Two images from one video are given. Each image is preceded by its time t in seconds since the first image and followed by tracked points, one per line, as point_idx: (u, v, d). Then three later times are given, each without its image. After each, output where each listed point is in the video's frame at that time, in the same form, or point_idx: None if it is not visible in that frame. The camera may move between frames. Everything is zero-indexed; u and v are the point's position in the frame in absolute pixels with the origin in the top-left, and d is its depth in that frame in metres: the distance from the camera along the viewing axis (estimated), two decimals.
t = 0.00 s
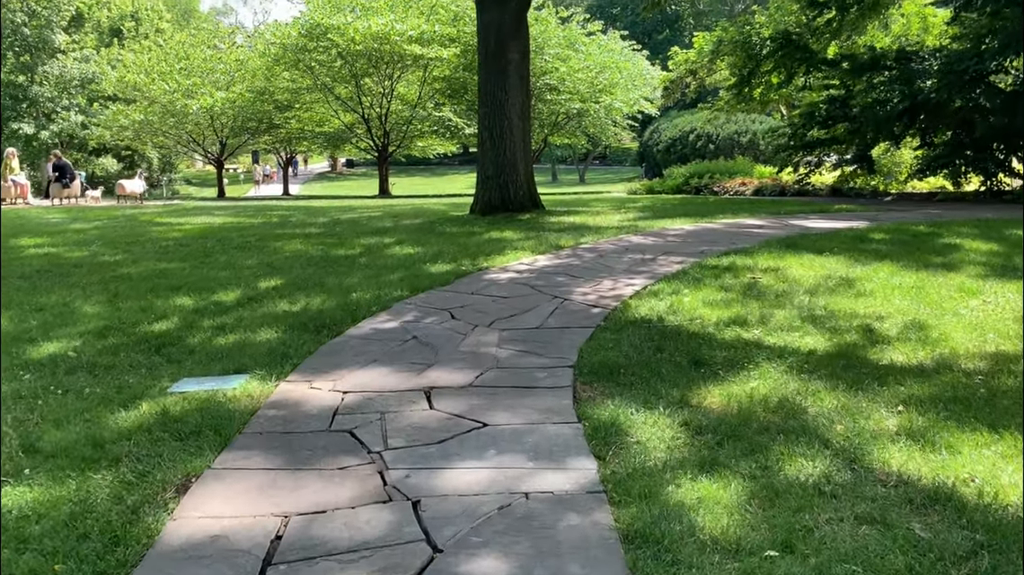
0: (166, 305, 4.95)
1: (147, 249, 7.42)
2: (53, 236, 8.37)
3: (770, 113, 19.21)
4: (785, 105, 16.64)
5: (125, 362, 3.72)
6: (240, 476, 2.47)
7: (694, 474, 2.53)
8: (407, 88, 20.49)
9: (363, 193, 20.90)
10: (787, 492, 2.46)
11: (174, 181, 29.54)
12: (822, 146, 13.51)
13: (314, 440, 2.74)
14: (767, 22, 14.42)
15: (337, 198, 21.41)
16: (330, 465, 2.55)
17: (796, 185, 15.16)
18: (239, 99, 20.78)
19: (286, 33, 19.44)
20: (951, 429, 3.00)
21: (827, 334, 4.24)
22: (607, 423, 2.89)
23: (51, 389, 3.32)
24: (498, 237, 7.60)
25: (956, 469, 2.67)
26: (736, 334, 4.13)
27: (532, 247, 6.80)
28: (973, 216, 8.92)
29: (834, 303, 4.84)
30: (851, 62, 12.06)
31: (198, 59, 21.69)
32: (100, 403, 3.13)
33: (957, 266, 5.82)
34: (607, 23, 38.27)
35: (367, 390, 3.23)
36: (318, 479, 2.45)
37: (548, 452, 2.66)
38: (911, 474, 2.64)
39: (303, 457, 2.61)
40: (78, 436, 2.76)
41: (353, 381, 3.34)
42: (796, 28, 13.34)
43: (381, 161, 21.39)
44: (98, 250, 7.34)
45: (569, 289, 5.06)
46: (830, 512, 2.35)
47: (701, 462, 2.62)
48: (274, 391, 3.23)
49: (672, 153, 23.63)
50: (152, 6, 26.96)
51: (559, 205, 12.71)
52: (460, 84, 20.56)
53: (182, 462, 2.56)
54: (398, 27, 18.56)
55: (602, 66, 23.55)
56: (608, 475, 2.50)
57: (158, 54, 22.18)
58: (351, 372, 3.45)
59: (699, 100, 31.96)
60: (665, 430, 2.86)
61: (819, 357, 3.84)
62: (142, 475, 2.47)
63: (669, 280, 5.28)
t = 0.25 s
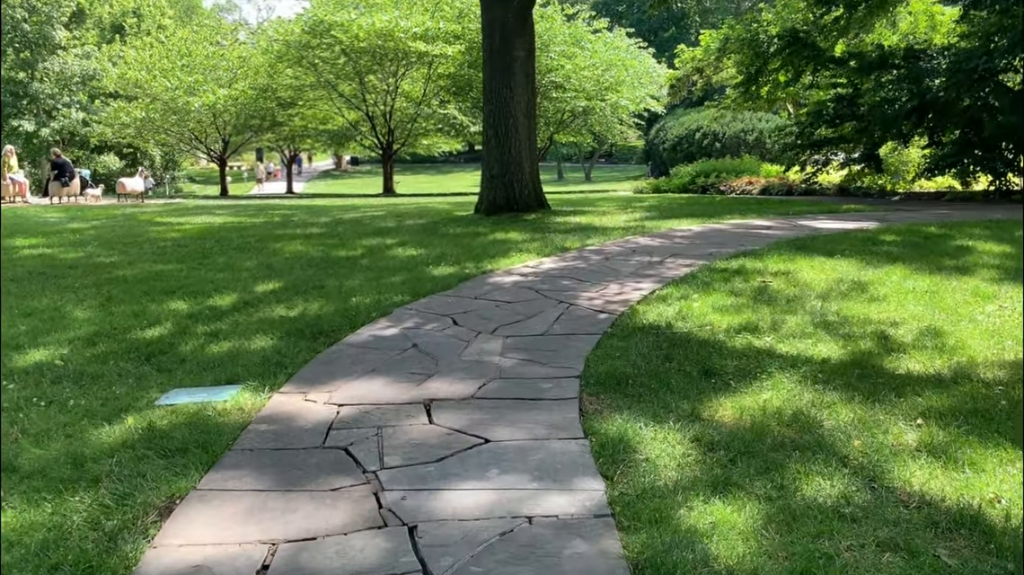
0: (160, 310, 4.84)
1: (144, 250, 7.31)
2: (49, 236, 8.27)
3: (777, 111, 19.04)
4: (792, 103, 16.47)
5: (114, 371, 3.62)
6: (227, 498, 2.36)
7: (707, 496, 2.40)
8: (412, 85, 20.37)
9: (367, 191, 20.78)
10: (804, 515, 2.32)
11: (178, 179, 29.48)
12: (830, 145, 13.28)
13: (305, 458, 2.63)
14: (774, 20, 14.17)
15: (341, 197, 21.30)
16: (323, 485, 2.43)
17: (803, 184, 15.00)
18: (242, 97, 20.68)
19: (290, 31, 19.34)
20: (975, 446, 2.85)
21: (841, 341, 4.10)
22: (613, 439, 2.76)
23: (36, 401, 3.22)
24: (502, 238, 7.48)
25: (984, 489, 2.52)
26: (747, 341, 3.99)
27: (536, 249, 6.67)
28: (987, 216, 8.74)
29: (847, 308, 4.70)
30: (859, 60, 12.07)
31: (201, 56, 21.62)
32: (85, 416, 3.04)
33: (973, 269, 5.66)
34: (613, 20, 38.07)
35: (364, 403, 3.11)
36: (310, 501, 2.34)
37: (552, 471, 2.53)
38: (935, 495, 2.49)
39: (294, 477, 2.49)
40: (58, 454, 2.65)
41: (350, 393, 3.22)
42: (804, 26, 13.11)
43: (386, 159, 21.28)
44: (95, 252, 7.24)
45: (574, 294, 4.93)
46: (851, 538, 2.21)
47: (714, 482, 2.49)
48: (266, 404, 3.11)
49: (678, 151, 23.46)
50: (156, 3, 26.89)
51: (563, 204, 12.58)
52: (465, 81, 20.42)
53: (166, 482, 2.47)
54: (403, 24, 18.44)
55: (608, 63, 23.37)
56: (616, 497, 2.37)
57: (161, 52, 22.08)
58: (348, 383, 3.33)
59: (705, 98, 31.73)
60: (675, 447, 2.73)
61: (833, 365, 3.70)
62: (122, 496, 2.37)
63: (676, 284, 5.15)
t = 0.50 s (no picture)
0: (154, 314, 4.73)
1: (142, 252, 7.21)
2: (48, 236, 8.18)
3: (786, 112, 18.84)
4: (801, 104, 16.29)
5: (101, 380, 3.52)
6: (209, 520, 2.24)
7: (719, 519, 2.24)
8: (417, 85, 20.26)
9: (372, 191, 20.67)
10: (826, 541, 2.14)
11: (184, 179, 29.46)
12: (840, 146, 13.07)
13: (292, 475, 2.52)
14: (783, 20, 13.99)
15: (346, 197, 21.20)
16: (311, 506, 2.31)
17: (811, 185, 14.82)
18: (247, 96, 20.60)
19: (295, 30, 19.25)
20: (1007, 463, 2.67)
21: (858, 349, 3.93)
22: (620, 455, 2.61)
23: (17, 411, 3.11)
24: (506, 240, 7.34)
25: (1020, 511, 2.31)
26: (759, 350, 3.84)
27: (540, 252, 6.52)
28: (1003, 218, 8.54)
29: (863, 314, 4.53)
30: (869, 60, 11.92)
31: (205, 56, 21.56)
32: (66, 428, 2.94)
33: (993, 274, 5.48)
34: (620, 20, 37.87)
35: (358, 415, 2.97)
36: (297, 522, 2.21)
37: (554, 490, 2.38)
38: (962, 518, 2.25)
39: (281, 496, 2.37)
40: (34, 470, 2.56)
41: (344, 405, 3.08)
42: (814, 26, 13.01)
43: (391, 160, 21.16)
44: (93, 253, 7.14)
45: (579, 299, 4.79)
46: (876, 568, 2.03)
47: (727, 504, 2.33)
48: (257, 417, 2.99)
49: (686, 151, 23.27)
50: (162, 3, 26.86)
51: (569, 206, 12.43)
52: (471, 82, 20.28)
53: (146, 501, 2.37)
54: (409, 24, 18.31)
55: (615, 64, 23.18)
56: (623, 521, 2.22)
57: (167, 52, 22.04)
58: (342, 394, 3.19)
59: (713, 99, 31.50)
60: (685, 465, 2.57)
61: (851, 374, 3.53)
62: (98, 518, 2.27)
63: (685, 289, 5.00)
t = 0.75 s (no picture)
0: (147, 320, 4.60)
1: (142, 254, 7.09)
2: (49, 238, 8.08)
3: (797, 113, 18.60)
4: (812, 104, 16.05)
5: (87, 391, 3.38)
6: (185, 549, 2.10)
7: (732, 553, 2.08)
8: (425, 86, 20.15)
9: (379, 192, 20.57)
10: None
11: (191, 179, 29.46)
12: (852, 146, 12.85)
13: (277, 498, 2.37)
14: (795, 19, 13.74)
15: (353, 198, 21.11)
16: (293, 534, 2.15)
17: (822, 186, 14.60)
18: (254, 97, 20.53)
19: (302, 30, 19.16)
20: None
21: (875, 361, 3.75)
22: (624, 480, 2.45)
23: None
24: (511, 243, 7.18)
25: None
26: (772, 362, 3.66)
27: (546, 256, 6.36)
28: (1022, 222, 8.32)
29: (879, 323, 4.34)
30: (882, 60, 11.71)
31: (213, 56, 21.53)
32: (45, 443, 2.80)
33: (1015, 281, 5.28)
34: (629, 20, 37.63)
35: (349, 432, 2.83)
36: (278, 553, 2.06)
37: (554, 518, 2.23)
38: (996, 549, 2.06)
39: (263, 522, 2.22)
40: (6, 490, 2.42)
41: (335, 420, 2.94)
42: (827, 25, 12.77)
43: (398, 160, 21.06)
44: (92, 255, 7.03)
45: (584, 306, 4.63)
46: None
47: (740, 536, 2.16)
48: (244, 433, 2.85)
49: (695, 152, 23.05)
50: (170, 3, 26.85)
51: (576, 207, 12.26)
52: (479, 82, 20.13)
53: (120, 527, 2.22)
54: (416, 24, 18.18)
55: (623, 63, 22.97)
56: (627, 555, 2.06)
57: (175, 52, 22.02)
58: (334, 409, 3.05)
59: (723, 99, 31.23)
60: (695, 491, 2.41)
61: (869, 389, 3.35)
62: (67, 544, 2.13)
63: (694, 296, 4.83)
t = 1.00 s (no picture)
0: (142, 327, 4.49)
1: (142, 257, 6.99)
2: (50, 240, 8.00)
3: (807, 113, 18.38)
4: (823, 104, 15.83)
5: (74, 401, 3.27)
6: None
7: None
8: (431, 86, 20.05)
9: (385, 193, 20.48)
10: None
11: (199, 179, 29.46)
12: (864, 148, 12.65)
13: (263, 523, 2.23)
14: (805, 18, 13.46)
15: (359, 198, 21.03)
16: (278, 564, 2.02)
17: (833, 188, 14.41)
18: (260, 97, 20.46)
19: (309, 31, 19.09)
20: None
21: (893, 374, 3.59)
22: (630, 506, 2.30)
23: None
24: (517, 247, 7.04)
25: None
26: (786, 375, 3.51)
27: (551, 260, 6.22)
28: None
29: (897, 333, 4.17)
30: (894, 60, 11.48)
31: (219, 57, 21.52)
32: (26, 460, 2.68)
33: None
34: (638, 19, 37.37)
35: (341, 450, 2.69)
36: None
37: (554, 548, 2.08)
38: None
39: (247, 549, 2.09)
40: None
41: (327, 437, 2.81)
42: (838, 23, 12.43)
43: (404, 161, 20.96)
44: (91, 258, 6.94)
45: (590, 313, 4.49)
46: None
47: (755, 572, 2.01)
48: (232, 450, 2.72)
49: (704, 152, 22.85)
50: (177, 3, 26.82)
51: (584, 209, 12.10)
52: (485, 82, 19.99)
53: (96, 554, 2.09)
54: (422, 24, 18.06)
55: (631, 63, 22.76)
56: None
57: (181, 52, 21.98)
58: (327, 424, 2.92)
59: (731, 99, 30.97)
60: (706, 518, 2.26)
61: (888, 405, 3.19)
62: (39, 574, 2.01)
63: (704, 303, 4.67)
